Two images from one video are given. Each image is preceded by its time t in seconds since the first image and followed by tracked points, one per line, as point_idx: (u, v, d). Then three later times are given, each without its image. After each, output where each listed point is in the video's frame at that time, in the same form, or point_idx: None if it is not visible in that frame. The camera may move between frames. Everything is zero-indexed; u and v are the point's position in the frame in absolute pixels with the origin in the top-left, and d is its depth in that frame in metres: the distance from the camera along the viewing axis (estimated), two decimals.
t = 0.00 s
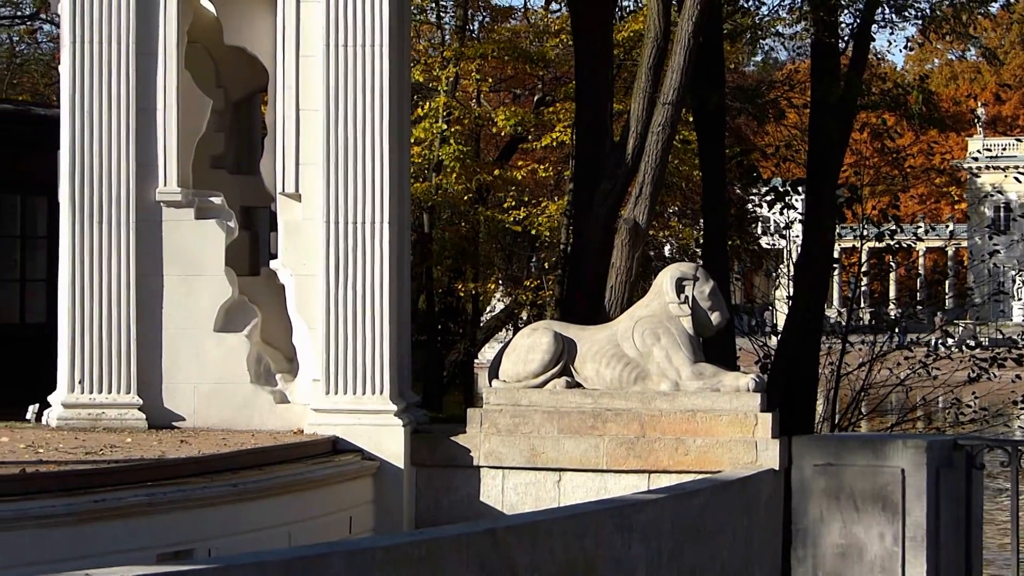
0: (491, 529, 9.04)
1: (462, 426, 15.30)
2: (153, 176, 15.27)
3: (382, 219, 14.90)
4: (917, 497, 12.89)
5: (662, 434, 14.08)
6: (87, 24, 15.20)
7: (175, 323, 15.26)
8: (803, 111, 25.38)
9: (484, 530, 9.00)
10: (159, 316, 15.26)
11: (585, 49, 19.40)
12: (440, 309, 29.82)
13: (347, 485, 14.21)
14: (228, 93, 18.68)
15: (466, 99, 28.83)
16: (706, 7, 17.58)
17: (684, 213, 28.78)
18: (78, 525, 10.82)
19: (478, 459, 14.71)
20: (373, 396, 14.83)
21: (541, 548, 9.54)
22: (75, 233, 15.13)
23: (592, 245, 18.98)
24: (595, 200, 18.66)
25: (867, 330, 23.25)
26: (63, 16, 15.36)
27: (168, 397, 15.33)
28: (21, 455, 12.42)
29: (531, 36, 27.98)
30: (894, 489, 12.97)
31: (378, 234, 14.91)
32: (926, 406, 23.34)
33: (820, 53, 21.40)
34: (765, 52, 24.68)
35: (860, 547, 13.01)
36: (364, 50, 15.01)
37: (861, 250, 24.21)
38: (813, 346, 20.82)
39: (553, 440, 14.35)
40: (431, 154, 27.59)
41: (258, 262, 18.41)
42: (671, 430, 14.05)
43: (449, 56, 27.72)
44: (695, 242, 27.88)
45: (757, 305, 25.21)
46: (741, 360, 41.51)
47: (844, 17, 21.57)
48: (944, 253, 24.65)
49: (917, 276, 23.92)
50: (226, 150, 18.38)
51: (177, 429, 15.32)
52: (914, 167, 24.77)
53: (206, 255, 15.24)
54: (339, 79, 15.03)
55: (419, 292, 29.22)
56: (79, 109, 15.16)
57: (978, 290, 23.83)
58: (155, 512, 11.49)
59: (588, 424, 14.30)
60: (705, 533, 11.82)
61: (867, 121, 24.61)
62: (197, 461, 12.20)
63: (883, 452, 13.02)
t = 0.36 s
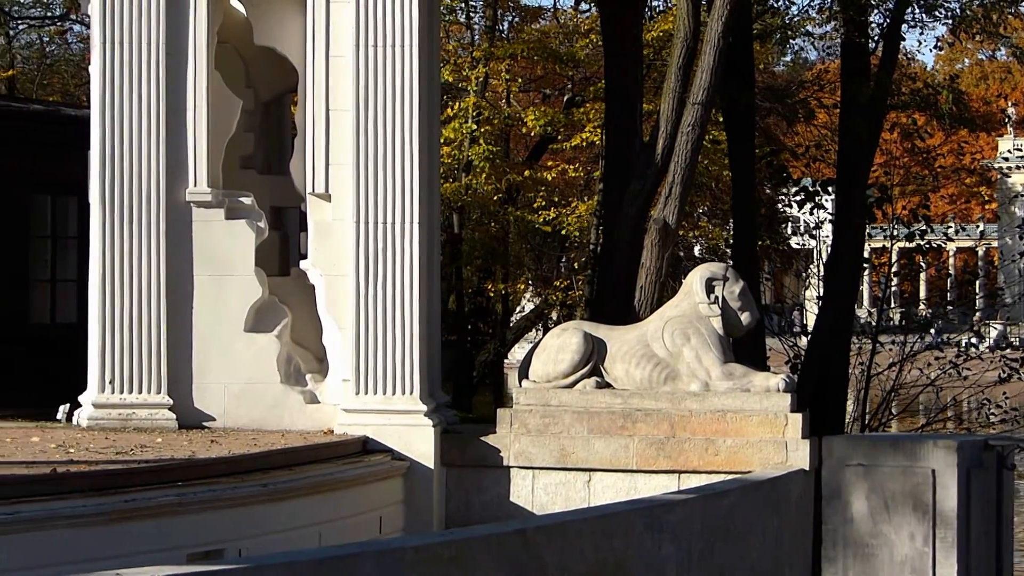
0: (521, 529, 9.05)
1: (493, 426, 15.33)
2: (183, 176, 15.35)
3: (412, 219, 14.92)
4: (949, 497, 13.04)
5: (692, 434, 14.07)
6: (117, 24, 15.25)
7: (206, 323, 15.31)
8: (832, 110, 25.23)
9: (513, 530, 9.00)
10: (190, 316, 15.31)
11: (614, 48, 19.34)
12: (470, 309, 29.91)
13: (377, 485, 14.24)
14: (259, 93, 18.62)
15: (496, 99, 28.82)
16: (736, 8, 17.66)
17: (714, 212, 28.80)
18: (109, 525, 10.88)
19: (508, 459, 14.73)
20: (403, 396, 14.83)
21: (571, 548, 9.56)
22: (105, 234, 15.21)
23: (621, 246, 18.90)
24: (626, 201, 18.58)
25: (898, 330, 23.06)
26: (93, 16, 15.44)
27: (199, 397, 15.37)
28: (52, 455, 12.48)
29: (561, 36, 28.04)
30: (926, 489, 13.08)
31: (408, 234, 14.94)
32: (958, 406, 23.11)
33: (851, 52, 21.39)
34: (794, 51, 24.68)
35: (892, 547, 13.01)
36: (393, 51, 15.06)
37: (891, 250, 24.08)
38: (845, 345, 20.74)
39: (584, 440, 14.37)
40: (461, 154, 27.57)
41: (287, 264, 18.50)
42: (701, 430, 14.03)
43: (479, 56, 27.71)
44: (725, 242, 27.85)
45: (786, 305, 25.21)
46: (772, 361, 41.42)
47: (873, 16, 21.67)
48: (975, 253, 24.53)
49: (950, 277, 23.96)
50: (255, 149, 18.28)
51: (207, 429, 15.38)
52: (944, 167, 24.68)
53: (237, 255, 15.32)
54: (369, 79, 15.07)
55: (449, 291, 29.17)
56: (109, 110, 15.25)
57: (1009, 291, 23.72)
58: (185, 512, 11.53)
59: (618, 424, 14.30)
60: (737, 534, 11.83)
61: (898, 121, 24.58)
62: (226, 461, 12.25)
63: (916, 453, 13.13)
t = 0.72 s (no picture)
0: (557, 529, 9.06)
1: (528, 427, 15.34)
2: (220, 177, 15.46)
3: (448, 220, 14.98)
4: (986, 497, 12.83)
5: (728, 435, 14.09)
6: (153, 26, 15.40)
7: (243, 324, 15.41)
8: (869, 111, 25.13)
9: (550, 531, 9.01)
10: (225, 315, 15.42)
11: (651, 47, 19.35)
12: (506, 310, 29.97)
13: (413, 486, 14.30)
14: (295, 95, 18.85)
15: (533, 100, 28.85)
16: (773, 7, 17.57)
17: (750, 213, 28.77)
18: (146, 525, 10.95)
19: (544, 460, 14.76)
20: (439, 396, 14.89)
21: (607, 548, 9.57)
22: (141, 233, 15.34)
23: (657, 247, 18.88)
24: (661, 202, 18.64)
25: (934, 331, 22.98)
26: (129, 18, 15.56)
27: (235, 397, 15.47)
28: (88, 455, 12.56)
29: (597, 38, 28.03)
30: (962, 490, 12.88)
31: (444, 234, 15.00)
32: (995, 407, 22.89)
33: (888, 53, 21.32)
34: (831, 52, 24.61)
35: (928, 548, 12.80)
36: (427, 51, 15.10)
37: (928, 250, 23.94)
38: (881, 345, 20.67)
39: (620, 441, 14.39)
40: (497, 154, 27.53)
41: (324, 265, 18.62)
42: (738, 430, 14.05)
43: (515, 56, 27.70)
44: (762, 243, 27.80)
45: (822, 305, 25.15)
46: (808, 361, 41.34)
47: (910, 17, 21.51)
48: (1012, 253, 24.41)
49: (986, 276, 23.69)
50: (292, 150, 18.50)
51: (244, 429, 15.47)
52: (982, 167, 24.56)
53: (274, 256, 15.41)
54: (406, 80, 15.10)
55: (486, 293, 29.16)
56: (145, 110, 15.37)
57: None
58: (223, 512, 11.60)
59: (654, 425, 14.32)
60: (774, 534, 11.82)
61: (935, 121, 24.48)
62: (262, 462, 12.32)
63: (953, 454, 12.95)
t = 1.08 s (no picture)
0: (601, 530, 9.10)
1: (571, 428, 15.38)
2: (264, 179, 15.57)
3: (491, 220, 15.05)
4: None
5: (772, 435, 14.11)
6: (197, 28, 15.50)
7: (287, 323, 15.56)
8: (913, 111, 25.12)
9: (593, 531, 9.05)
10: (270, 316, 15.56)
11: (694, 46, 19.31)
12: (549, 311, 29.99)
13: (457, 486, 14.37)
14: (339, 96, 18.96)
15: (576, 100, 28.81)
16: (817, 6, 17.55)
17: (794, 213, 28.70)
18: (193, 525, 11.06)
19: (588, 460, 14.79)
20: (483, 397, 14.95)
21: (650, 548, 9.60)
22: (186, 234, 15.46)
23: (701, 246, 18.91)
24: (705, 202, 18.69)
25: (980, 331, 22.91)
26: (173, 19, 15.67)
27: (279, 398, 15.60)
28: (134, 456, 12.69)
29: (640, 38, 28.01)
30: (1007, 491, 12.95)
31: (487, 235, 15.06)
32: None
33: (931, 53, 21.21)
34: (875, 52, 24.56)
35: (973, 549, 12.94)
36: (472, 52, 15.16)
37: (972, 250, 23.77)
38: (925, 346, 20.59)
39: (664, 442, 14.41)
40: (540, 155, 27.35)
41: (367, 266, 18.73)
42: (782, 431, 14.08)
43: (558, 57, 27.63)
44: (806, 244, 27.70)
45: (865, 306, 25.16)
46: (852, 361, 41.18)
47: (955, 17, 21.35)
48: None
49: None
50: (336, 153, 18.65)
51: (288, 429, 15.59)
52: None
53: (318, 256, 15.58)
54: (449, 81, 15.17)
55: (529, 293, 29.17)
56: (190, 112, 15.47)
57: None
58: (268, 512, 11.69)
59: (698, 425, 14.35)
60: (819, 536, 11.81)
61: (980, 120, 24.35)
62: (307, 462, 12.42)
63: (997, 455, 13.01)
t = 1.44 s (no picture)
0: (635, 530, 9.11)
1: (606, 429, 15.40)
2: (299, 179, 15.64)
3: (525, 220, 15.10)
4: None
5: (806, 437, 14.09)
6: (231, 29, 15.62)
7: (322, 324, 15.61)
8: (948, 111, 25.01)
9: (627, 532, 9.06)
10: (304, 316, 15.63)
11: (728, 46, 19.30)
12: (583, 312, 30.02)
13: (491, 486, 14.40)
14: (373, 97, 19.03)
15: (610, 101, 28.78)
16: (851, 7, 17.49)
17: (828, 214, 28.63)
18: (228, 525, 11.13)
19: (622, 461, 14.80)
20: (517, 398, 15.00)
21: (684, 549, 9.61)
22: (220, 234, 15.55)
23: (738, 245, 18.92)
24: (738, 202, 18.74)
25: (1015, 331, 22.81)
26: (208, 19, 15.80)
27: (313, 399, 15.67)
28: (168, 457, 12.78)
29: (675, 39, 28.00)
30: None
31: (522, 236, 15.12)
32: None
33: (966, 52, 21.11)
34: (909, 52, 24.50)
35: (1008, 550, 12.92)
36: (506, 53, 15.22)
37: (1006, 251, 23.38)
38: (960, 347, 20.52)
39: (698, 442, 14.40)
40: (575, 156, 27.36)
41: (402, 266, 18.84)
42: (816, 432, 14.05)
43: (592, 58, 27.55)
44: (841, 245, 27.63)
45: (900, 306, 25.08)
46: (887, 361, 41.06)
47: (990, 17, 21.24)
48: None
49: None
50: (370, 153, 18.76)
51: (323, 430, 15.65)
52: None
53: (352, 257, 15.61)
54: (483, 82, 15.23)
55: (563, 294, 29.21)
56: (224, 113, 15.59)
57: None
58: (303, 512, 11.76)
59: (732, 426, 14.33)
60: (853, 538, 11.78)
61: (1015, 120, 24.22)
62: (341, 462, 12.48)
63: None
